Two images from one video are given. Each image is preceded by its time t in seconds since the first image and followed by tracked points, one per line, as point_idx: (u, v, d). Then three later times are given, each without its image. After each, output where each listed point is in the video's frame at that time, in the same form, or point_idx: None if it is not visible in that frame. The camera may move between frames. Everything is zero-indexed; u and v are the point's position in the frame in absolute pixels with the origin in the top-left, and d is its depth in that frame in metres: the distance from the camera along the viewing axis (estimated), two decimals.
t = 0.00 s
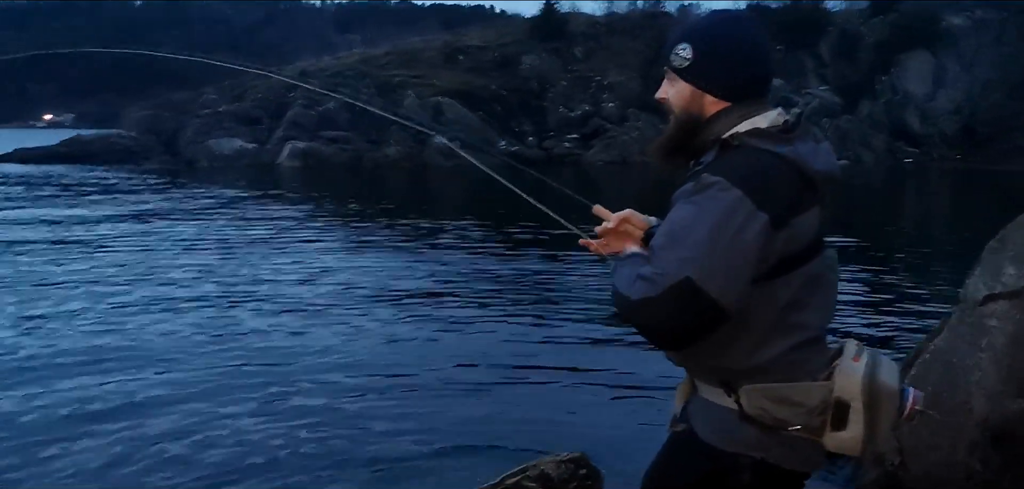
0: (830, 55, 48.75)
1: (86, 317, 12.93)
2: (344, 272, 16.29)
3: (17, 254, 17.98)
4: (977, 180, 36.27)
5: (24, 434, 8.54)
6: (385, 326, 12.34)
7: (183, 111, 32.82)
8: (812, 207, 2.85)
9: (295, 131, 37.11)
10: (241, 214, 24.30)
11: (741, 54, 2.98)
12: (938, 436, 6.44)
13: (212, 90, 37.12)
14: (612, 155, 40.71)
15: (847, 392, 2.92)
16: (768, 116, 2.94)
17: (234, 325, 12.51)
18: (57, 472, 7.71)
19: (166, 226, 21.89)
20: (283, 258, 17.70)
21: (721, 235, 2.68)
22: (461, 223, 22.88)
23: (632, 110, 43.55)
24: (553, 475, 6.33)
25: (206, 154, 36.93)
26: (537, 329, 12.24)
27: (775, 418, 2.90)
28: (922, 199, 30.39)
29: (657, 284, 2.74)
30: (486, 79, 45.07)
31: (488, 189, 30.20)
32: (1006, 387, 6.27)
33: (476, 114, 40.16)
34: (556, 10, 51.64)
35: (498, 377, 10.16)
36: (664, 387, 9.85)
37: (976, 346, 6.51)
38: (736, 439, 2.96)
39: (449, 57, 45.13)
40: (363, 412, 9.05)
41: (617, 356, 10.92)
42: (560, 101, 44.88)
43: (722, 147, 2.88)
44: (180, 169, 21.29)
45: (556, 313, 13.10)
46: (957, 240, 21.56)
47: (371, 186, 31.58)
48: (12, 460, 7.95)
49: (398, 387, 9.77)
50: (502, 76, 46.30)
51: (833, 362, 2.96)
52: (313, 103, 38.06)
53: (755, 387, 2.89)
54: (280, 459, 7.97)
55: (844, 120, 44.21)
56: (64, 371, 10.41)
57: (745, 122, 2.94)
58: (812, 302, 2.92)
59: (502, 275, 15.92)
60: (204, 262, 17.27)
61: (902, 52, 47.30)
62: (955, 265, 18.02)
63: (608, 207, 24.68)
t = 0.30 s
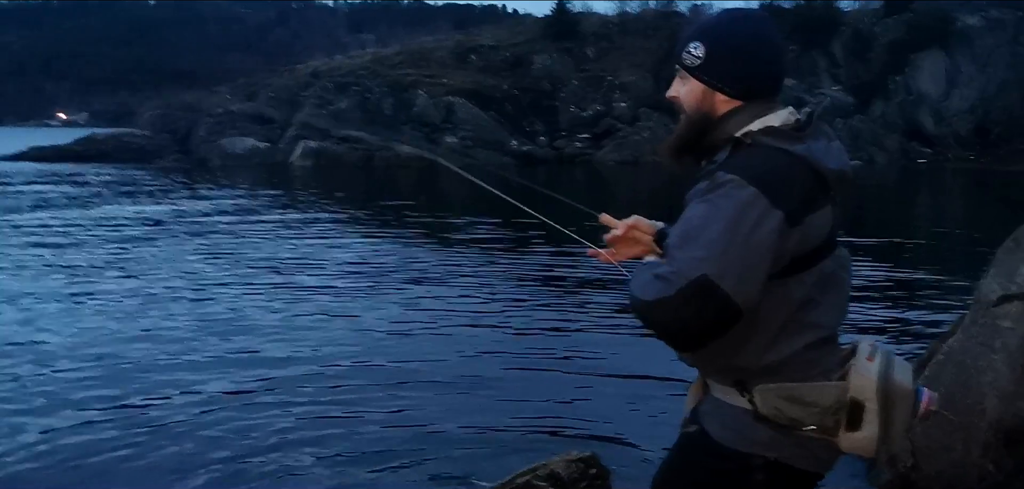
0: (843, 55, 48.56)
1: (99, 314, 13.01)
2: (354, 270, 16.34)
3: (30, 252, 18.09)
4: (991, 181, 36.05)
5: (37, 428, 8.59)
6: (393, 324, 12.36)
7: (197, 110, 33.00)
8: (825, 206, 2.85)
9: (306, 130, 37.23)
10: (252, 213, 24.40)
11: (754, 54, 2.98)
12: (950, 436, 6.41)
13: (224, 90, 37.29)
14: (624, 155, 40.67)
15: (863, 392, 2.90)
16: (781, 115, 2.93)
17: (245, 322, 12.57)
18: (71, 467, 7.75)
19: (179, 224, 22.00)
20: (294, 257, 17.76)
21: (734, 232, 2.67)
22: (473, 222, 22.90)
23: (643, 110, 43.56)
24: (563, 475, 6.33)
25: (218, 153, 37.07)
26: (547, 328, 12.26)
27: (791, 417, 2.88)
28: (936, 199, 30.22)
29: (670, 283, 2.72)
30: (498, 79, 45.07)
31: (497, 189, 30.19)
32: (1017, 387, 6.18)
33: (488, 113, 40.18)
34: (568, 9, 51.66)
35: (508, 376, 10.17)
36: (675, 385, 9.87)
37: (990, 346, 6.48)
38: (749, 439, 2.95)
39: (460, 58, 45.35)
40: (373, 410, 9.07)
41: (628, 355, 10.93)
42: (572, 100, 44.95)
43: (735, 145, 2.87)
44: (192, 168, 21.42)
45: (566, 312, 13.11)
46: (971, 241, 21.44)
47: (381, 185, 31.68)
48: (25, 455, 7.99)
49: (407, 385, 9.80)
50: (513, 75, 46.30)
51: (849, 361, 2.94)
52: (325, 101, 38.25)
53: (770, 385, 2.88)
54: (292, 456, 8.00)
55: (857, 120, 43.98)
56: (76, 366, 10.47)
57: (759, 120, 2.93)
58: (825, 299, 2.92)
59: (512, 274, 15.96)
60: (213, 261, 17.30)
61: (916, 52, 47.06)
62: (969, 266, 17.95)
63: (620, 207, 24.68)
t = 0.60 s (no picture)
0: (857, 56, 48.41)
1: (111, 312, 13.08)
2: (366, 270, 16.40)
3: (45, 252, 18.21)
4: (1007, 183, 35.80)
5: (49, 426, 8.64)
6: (404, 324, 12.39)
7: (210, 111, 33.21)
8: (836, 205, 2.84)
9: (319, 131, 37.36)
10: (265, 213, 24.51)
11: (763, 53, 2.97)
12: (965, 439, 6.37)
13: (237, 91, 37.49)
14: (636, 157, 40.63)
15: (878, 394, 2.89)
16: (790, 116, 2.92)
17: (257, 321, 12.62)
18: (84, 462, 7.80)
19: (193, 224, 22.13)
20: (306, 257, 17.84)
21: (749, 233, 2.67)
22: (485, 223, 22.94)
23: (656, 111, 43.54)
24: (575, 476, 6.32)
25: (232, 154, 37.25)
26: (558, 329, 12.28)
27: (806, 419, 2.88)
28: (951, 201, 30.03)
29: (684, 288, 2.72)
30: (511, 80, 45.11)
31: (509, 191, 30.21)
32: None
33: (501, 114, 40.23)
34: (581, 11, 51.71)
35: (517, 376, 10.20)
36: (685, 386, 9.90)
37: (1005, 349, 6.47)
38: (764, 441, 2.94)
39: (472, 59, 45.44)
40: (383, 409, 9.10)
41: (640, 356, 10.95)
42: (585, 102, 44.97)
43: (745, 146, 2.87)
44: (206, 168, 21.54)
45: (577, 313, 13.13)
46: (986, 244, 21.33)
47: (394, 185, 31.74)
48: (36, 454, 8.03)
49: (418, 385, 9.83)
50: (526, 77, 46.32)
51: (863, 362, 2.93)
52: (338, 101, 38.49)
53: (785, 387, 2.87)
54: (305, 453, 8.03)
55: (871, 122, 43.76)
56: (89, 364, 10.54)
57: (768, 121, 2.93)
58: (838, 300, 2.91)
59: (524, 275, 15.99)
60: (225, 261, 17.37)
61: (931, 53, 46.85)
62: (983, 268, 17.88)
63: (633, 208, 24.67)
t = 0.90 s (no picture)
0: (866, 57, 48.35)
1: (118, 312, 13.13)
2: (373, 270, 16.46)
3: (54, 251, 18.31)
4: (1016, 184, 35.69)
5: (54, 425, 8.68)
6: (408, 325, 12.41)
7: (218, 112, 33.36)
8: (840, 205, 2.82)
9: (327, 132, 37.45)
10: (273, 214, 24.60)
11: (763, 53, 2.96)
12: (974, 443, 6.33)
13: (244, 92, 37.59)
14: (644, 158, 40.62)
15: (885, 395, 2.86)
16: (791, 117, 2.92)
17: (262, 321, 12.65)
18: (88, 460, 7.84)
19: (201, 225, 22.22)
20: (312, 257, 17.90)
21: (754, 237, 2.66)
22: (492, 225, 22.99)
23: (664, 112, 43.54)
24: (582, 478, 6.30)
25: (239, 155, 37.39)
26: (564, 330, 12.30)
27: (813, 421, 2.86)
28: (960, 203, 29.92)
29: (691, 294, 2.72)
30: (518, 81, 45.08)
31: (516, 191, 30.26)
32: None
33: (508, 115, 40.26)
34: (588, 12, 51.67)
35: (521, 377, 10.21)
36: (690, 387, 9.89)
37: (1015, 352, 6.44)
38: (772, 442, 2.92)
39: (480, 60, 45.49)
40: (387, 410, 9.09)
41: (646, 357, 10.94)
42: (592, 104, 45.00)
43: (748, 149, 2.86)
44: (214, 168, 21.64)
45: (584, 314, 13.15)
46: (994, 245, 21.27)
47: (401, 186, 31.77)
48: (41, 451, 8.08)
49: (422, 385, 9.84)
50: (533, 78, 46.28)
51: (868, 364, 2.91)
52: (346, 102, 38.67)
53: (791, 389, 2.86)
54: (310, 453, 8.04)
55: (880, 123, 43.65)
56: (95, 363, 10.58)
57: (771, 122, 2.92)
58: (843, 301, 2.89)
59: (531, 275, 16.03)
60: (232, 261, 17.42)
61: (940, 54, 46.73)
62: (992, 270, 17.84)
63: (641, 210, 24.67)
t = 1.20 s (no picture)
0: (872, 57, 48.30)
1: (123, 311, 13.16)
2: (378, 270, 16.48)
3: (60, 251, 18.35)
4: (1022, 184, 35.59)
5: (59, 421, 8.71)
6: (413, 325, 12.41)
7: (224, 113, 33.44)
8: (851, 207, 2.80)
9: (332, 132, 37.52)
10: (278, 214, 24.65)
11: (775, 53, 2.94)
12: (982, 443, 6.32)
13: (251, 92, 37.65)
14: (650, 158, 40.64)
15: (893, 397, 2.85)
16: (803, 118, 2.90)
17: (266, 320, 12.66)
18: (90, 457, 7.84)
19: (207, 225, 22.27)
20: (317, 257, 17.92)
21: (764, 239, 2.65)
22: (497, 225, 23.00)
23: (669, 112, 43.56)
24: (589, 479, 6.29)
25: (245, 156, 37.45)
26: (569, 329, 12.29)
27: (819, 423, 2.85)
28: (966, 203, 29.83)
29: (701, 297, 2.72)
30: (523, 82, 45.07)
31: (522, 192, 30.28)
32: None
33: (513, 115, 40.31)
34: (594, 12, 51.65)
35: (526, 376, 10.19)
36: (694, 387, 9.86)
37: None
38: (778, 442, 2.91)
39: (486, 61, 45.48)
40: (391, 410, 9.09)
41: (651, 357, 10.93)
42: (597, 104, 45.02)
43: (760, 150, 2.85)
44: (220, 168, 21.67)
45: (589, 314, 13.14)
46: (1000, 246, 21.21)
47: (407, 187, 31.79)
48: (45, 447, 8.09)
49: (426, 386, 9.83)
50: (539, 78, 46.34)
51: (876, 366, 2.89)
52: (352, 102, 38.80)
53: (799, 390, 2.85)
54: (314, 454, 8.03)
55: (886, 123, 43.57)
56: (101, 362, 10.61)
57: (781, 124, 2.91)
58: (853, 303, 2.88)
59: (536, 276, 16.03)
60: (237, 261, 17.45)
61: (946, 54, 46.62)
62: (998, 270, 17.80)
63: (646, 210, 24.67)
